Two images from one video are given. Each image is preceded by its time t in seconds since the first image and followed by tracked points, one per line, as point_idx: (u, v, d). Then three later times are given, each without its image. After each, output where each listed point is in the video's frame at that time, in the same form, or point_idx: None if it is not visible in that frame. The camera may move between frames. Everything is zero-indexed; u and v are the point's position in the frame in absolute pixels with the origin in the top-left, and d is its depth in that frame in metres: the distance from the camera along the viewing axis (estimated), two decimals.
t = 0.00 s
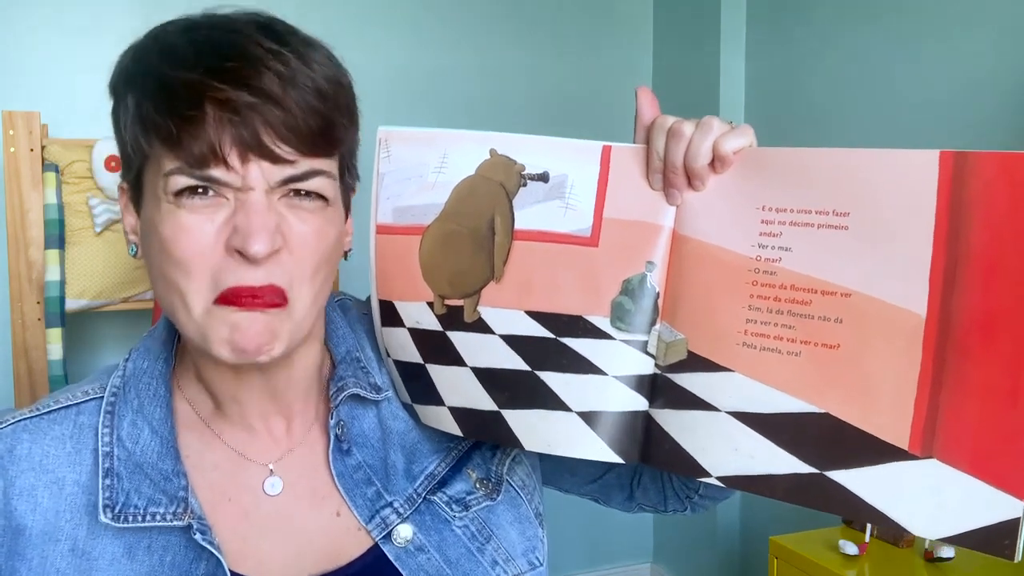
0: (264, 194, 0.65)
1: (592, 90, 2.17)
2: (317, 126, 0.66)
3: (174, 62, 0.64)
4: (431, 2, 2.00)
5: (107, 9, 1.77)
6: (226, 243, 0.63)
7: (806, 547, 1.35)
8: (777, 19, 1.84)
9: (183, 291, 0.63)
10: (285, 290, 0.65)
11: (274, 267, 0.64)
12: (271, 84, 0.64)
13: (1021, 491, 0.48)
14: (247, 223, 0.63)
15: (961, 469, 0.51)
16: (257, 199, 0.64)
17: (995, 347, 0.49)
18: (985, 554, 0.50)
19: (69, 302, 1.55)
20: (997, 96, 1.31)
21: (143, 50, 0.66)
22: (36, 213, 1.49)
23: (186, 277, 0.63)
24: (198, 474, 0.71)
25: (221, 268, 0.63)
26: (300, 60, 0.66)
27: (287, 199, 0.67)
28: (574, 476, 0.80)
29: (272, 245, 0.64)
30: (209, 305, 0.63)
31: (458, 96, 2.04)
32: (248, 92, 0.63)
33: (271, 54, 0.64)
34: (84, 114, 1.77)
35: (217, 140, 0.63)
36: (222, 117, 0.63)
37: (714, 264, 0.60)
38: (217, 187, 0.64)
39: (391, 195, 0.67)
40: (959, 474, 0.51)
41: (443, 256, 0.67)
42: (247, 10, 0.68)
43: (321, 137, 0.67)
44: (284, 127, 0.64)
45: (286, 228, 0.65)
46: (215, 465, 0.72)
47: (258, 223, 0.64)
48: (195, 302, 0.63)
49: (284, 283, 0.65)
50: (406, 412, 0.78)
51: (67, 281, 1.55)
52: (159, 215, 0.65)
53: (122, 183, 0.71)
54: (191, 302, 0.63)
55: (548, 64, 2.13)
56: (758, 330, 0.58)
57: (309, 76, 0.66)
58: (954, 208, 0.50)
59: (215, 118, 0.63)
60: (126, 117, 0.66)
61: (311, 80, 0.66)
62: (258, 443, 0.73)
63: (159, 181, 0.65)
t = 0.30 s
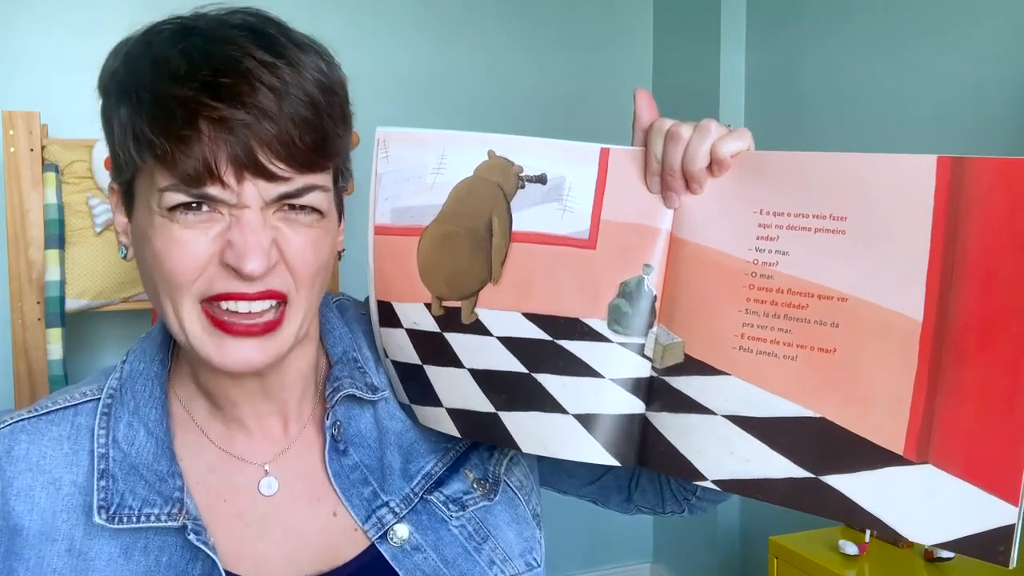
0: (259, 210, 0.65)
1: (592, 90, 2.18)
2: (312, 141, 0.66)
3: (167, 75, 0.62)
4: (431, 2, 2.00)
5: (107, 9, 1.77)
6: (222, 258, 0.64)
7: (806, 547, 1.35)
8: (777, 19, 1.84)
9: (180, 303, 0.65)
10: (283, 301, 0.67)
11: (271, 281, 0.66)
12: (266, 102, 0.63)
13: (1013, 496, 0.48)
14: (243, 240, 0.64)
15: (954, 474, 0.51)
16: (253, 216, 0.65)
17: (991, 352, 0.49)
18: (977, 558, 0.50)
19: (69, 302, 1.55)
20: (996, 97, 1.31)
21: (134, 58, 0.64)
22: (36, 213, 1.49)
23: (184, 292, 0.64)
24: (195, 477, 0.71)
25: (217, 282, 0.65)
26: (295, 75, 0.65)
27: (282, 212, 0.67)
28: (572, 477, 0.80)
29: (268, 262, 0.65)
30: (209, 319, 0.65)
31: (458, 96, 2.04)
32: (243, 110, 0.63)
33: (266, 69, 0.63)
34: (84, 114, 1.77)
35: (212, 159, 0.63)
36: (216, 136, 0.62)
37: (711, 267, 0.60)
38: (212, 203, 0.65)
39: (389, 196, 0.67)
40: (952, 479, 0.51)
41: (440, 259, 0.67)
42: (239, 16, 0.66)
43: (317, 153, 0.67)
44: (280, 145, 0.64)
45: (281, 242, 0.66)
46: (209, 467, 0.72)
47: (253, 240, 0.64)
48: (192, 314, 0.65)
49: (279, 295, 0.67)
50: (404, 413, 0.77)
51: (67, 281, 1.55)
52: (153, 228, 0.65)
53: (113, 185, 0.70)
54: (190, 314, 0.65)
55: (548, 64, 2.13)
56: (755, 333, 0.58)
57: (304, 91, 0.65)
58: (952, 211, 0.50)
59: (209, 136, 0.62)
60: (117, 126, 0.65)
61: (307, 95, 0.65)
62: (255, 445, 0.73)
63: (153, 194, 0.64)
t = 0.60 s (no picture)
0: (258, 208, 0.65)
1: (591, 90, 2.17)
2: (310, 139, 0.66)
3: (163, 76, 0.62)
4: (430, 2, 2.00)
5: (107, 8, 1.77)
6: (222, 258, 0.64)
7: (806, 547, 1.35)
8: (777, 18, 1.84)
9: (181, 303, 0.65)
10: (286, 299, 0.67)
11: (273, 278, 0.66)
12: (263, 101, 0.63)
13: (1012, 493, 0.48)
14: (243, 239, 0.64)
15: (952, 471, 0.51)
16: (252, 215, 0.65)
17: (989, 349, 0.49)
18: (976, 556, 0.50)
19: (69, 302, 1.55)
20: (996, 97, 1.31)
21: (131, 58, 0.64)
22: (36, 212, 1.49)
23: (185, 292, 0.64)
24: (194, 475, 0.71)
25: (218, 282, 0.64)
26: (291, 74, 0.65)
27: (281, 211, 0.67)
28: (571, 477, 0.80)
29: (269, 260, 0.65)
30: (210, 318, 0.65)
31: (457, 96, 2.04)
32: (240, 109, 0.62)
33: (263, 68, 0.63)
34: (83, 113, 1.77)
35: (210, 158, 0.63)
36: (214, 136, 0.62)
37: (708, 265, 0.60)
38: (211, 203, 0.64)
39: (387, 195, 0.67)
40: (950, 477, 0.51)
41: (438, 257, 0.67)
42: (233, 14, 0.65)
43: (315, 151, 0.67)
44: (277, 144, 0.64)
45: (281, 241, 0.66)
46: (208, 467, 0.72)
47: (253, 239, 0.64)
48: (193, 312, 0.65)
49: (280, 292, 0.67)
50: (402, 413, 0.78)
51: (68, 281, 1.55)
52: (153, 228, 0.65)
53: (110, 184, 0.70)
54: (192, 314, 0.65)
55: (548, 63, 2.12)
56: (752, 332, 0.58)
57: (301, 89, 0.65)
58: (948, 208, 0.50)
59: (207, 136, 0.62)
60: (114, 126, 0.65)
61: (304, 93, 0.65)
62: (252, 444, 0.73)
63: (152, 195, 0.64)
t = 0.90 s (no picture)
0: (250, 229, 0.64)
1: (591, 90, 2.17)
2: (310, 169, 0.63)
3: (169, 84, 0.59)
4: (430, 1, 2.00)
5: (107, 8, 1.77)
6: (207, 273, 0.63)
7: (806, 546, 1.35)
8: (776, 18, 1.84)
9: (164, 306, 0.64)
10: (272, 317, 0.66)
11: (259, 299, 0.64)
12: (265, 130, 0.60)
13: (1009, 488, 0.49)
14: (234, 259, 0.63)
15: (950, 466, 0.51)
16: (246, 233, 0.63)
17: (987, 343, 0.49)
18: (974, 550, 0.50)
19: (69, 302, 1.55)
20: (996, 95, 1.31)
21: (138, 55, 0.60)
22: (36, 212, 1.49)
23: (172, 303, 0.63)
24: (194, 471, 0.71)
25: (202, 295, 0.63)
26: (301, 101, 0.61)
27: (275, 230, 0.65)
28: (569, 477, 0.80)
29: (256, 282, 0.63)
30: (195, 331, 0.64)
31: (457, 96, 2.04)
32: (245, 136, 0.60)
33: (274, 91, 0.60)
34: (83, 113, 1.77)
35: (209, 180, 0.60)
36: (211, 159, 0.60)
37: (707, 261, 0.60)
38: (203, 218, 0.63)
39: (389, 191, 0.67)
40: (948, 471, 0.51)
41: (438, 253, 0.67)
42: (257, 21, 0.61)
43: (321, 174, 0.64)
44: (281, 171, 0.62)
45: (271, 260, 0.65)
46: (204, 460, 0.71)
47: (242, 260, 0.63)
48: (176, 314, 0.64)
49: (267, 308, 0.65)
50: (401, 409, 0.78)
51: (67, 281, 1.55)
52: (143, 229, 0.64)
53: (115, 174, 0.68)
54: (178, 323, 0.64)
55: (548, 63, 2.13)
56: (751, 327, 0.58)
57: (314, 116, 0.62)
58: (947, 203, 0.50)
59: (207, 158, 0.60)
60: (119, 126, 0.63)
61: (316, 121, 0.62)
62: (248, 436, 0.73)
63: (150, 203, 0.63)
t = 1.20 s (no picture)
0: (257, 178, 0.66)
1: (593, 91, 2.19)
2: (325, 134, 0.67)
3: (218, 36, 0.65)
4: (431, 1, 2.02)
5: (110, 7, 1.79)
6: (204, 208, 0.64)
7: (806, 547, 1.37)
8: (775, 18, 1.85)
9: (154, 238, 0.64)
10: (257, 270, 0.66)
11: (249, 244, 0.64)
12: (295, 87, 0.65)
13: (997, 451, 0.50)
14: (240, 201, 0.64)
15: (941, 434, 0.52)
16: (252, 179, 0.66)
17: (975, 313, 0.51)
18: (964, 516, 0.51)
19: (69, 303, 1.56)
20: (992, 93, 1.33)
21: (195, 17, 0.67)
22: (36, 212, 1.51)
23: (166, 230, 0.63)
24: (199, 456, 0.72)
25: (192, 228, 0.63)
26: (331, 74, 0.66)
27: (278, 190, 0.67)
28: (568, 477, 0.82)
29: (254, 226, 0.64)
30: (183, 266, 0.64)
31: (459, 95, 2.05)
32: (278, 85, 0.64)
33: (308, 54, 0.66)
34: (84, 114, 1.79)
35: (238, 121, 0.64)
36: (241, 101, 0.64)
37: (704, 244, 0.62)
38: (218, 157, 0.65)
39: (397, 181, 0.69)
40: (939, 439, 0.53)
41: (445, 239, 0.68)
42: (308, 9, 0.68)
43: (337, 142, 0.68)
44: (303, 124, 0.66)
45: (268, 214, 0.66)
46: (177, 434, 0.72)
47: (240, 202, 0.64)
48: (163, 244, 0.64)
49: (252, 257, 0.65)
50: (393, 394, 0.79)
51: (68, 281, 1.56)
52: (156, 163, 0.65)
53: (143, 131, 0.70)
54: (166, 257, 0.64)
55: (549, 63, 2.14)
56: (747, 307, 0.60)
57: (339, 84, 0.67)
58: (936, 177, 0.53)
59: (238, 99, 0.64)
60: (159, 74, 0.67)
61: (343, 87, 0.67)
62: (227, 410, 0.74)
63: (174, 136, 0.65)
